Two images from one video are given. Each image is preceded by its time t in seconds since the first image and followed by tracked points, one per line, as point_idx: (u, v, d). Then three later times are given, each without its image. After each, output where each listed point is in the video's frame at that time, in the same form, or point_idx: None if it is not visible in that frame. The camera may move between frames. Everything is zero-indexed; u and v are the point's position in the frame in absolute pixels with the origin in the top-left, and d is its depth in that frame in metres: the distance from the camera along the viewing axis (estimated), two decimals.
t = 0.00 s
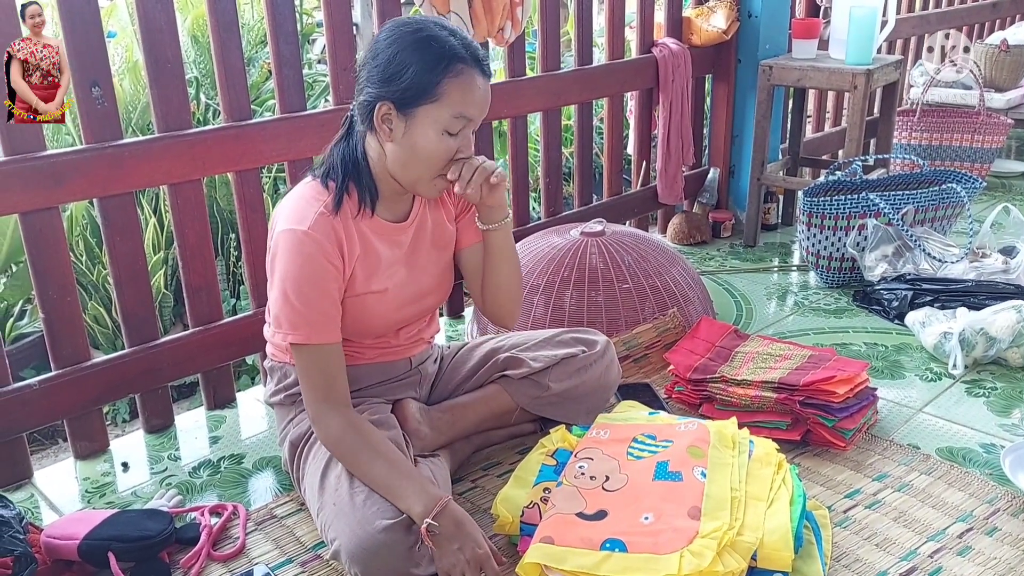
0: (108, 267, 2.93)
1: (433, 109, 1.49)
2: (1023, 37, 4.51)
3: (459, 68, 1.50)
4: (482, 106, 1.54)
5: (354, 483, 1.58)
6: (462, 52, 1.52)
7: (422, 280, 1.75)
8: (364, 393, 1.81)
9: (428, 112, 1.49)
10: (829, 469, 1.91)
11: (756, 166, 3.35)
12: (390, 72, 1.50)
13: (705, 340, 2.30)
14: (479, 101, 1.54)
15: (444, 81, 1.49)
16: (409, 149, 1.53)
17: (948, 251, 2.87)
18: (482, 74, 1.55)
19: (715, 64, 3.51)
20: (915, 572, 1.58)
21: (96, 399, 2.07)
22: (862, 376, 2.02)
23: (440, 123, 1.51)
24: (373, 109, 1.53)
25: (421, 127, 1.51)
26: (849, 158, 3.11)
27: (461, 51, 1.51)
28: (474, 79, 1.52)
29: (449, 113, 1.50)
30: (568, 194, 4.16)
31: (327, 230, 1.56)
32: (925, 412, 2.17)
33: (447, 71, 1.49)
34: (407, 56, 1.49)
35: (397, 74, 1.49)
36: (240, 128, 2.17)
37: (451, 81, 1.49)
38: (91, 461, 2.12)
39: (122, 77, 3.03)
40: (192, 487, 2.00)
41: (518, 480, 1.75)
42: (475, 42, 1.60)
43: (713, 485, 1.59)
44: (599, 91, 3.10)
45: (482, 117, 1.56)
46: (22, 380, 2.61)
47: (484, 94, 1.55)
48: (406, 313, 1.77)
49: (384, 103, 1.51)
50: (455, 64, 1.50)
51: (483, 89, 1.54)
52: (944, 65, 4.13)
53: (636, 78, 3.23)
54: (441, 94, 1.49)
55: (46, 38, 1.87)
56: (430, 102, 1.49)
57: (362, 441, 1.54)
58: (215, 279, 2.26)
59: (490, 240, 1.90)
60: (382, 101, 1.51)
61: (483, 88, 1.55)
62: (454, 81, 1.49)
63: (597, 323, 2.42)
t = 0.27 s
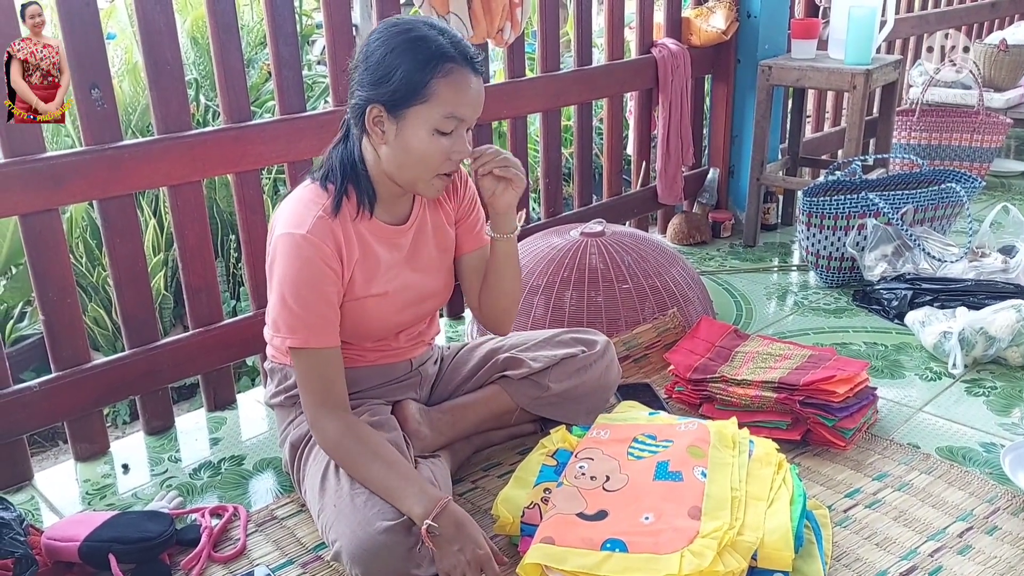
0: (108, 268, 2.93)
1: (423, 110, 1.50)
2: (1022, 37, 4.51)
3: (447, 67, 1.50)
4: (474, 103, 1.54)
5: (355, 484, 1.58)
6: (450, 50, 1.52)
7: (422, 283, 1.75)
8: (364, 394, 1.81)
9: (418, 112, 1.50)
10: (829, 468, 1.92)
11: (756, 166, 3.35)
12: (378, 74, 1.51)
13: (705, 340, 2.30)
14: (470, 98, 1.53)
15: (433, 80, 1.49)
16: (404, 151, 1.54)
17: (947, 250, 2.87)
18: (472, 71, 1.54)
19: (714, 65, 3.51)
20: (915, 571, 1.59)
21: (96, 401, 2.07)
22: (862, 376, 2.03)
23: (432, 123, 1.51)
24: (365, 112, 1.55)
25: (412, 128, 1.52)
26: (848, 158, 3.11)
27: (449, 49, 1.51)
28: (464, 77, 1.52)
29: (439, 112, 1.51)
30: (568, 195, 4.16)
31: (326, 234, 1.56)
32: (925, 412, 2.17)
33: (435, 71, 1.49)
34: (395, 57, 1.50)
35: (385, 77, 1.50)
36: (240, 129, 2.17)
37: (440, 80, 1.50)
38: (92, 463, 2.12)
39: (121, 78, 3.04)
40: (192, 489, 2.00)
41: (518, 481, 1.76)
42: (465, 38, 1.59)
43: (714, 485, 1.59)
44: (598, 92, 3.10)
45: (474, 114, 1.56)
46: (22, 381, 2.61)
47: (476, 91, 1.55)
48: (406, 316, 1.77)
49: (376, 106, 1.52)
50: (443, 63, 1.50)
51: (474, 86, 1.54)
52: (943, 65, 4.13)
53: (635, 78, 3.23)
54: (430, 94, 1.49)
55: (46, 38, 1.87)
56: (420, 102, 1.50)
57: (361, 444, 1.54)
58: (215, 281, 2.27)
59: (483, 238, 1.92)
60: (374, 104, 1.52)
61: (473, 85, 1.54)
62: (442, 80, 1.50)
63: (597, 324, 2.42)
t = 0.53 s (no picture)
0: (109, 268, 2.94)
1: (414, 106, 1.50)
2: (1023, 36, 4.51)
3: (437, 62, 1.50)
4: (467, 97, 1.53)
5: (356, 483, 1.59)
6: (440, 45, 1.51)
7: (423, 282, 1.75)
8: (365, 394, 1.81)
9: (410, 108, 1.50)
10: (830, 468, 1.92)
11: (757, 165, 3.35)
12: (369, 73, 1.52)
13: (706, 340, 2.30)
14: (463, 92, 1.53)
15: (422, 76, 1.49)
16: (399, 149, 1.54)
17: (948, 250, 2.87)
18: (464, 64, 1.53)
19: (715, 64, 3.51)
20: (916, 571, 1.59)
21: (97, 401, 2.08)
22: (864, 375, 2.02)
23: (424, 119, 1.51)
24: (360, 111, 1.56)
25: (405, 125, 1.52)
26: (849, 158, 3.11)
27: (438, 43, 1.51)
28: (454, 71, 1.51)
29: (431, 107, 1.50)
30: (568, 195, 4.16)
31: (327, 232, 1.56)
32: (926, 411, 2.17)
33: (423, 66, 1.49)
34: (385, 55, 1.50)
35: (376, 75, 1.51)
36: (241, 129, 2.18)
37: (429, 75, 1.49)
38: (94, 463, 2.13)
39: (122, 79, 3.05)
40: (194, 488, 2.00)
41: (519, 481, 1.76)
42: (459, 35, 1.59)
43: (714, 485, 1.59)
44: (599, 91, 3.10)
45: (469, 108, 1.55)
46: (24, 381, 2.61)
47: (470, 84, 1.54)
48: (407, 316, 1.77)
49: (369, 104, 1.53)
50: (432, 58, 1.50)
51: (466, 80, 1.53)
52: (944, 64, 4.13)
53: (636, 78, 3.23)
54: (420, 90, 1.49)
55: (46, 38, 1.87)
56: (410, 99, 1.50)
57: (362, 443, 1.54)
58: (216, 280, 2.26)
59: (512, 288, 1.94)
60: (367, 102, 1.54)
61: (465, 79, 1.53)
62: (432, 75, 1.49)
63: (598, 324, 2.42)
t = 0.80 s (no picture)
0: (111, 268, 2.94)
1: (411, 104, 1.50)
2: None
3: (432, 58, 1.50)
4: (465, 91, 1.53)
5: (358, 482, 1.59)
6: (434, 40, 1.51)
7: (427, 282, 1.75)
8: (368, 393, 1.81)
9: (408, 106, 1.51)
10: (833, 468, 1.91)
11: (759, 165, 3.35)
12: (366, 72, 1.53)
13: (708, 340, 2.30)
14: (460, 87, 1.52)
15: (418, 73, 1.49)
16: (399, 148, 1.55)
17: (951, 250, 2.87)
18: (460, 58, 1.53)
19: (718, 64, 3.51)
20: (919, 571, 1.58)
21: (99, 400, 2.08)
22: (866, 375, 2.02)
23: (423, 116, 1.51)
24: (359, 113, 1.57)
25: (404, 123, 1.52)
26: (852, 157, 3.10)
27: (431, 39, 1.50)
28: (449, 65, 1.51)
29: (428, 104, 1.50)
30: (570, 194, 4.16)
31: (330, 231, 1.56)
32: (928, 411, 2.17)
33: (418, 63, 1.49)
34: (379, 55, 1.51)
35: (372, 75, 1.52)
36: (243, 129, 2.18)
37: (425, 71, 1.49)
38: (96, 462, 2.13)
39: (125, 78, 3.06)
40: (196, 488, 2.00)
41: (520, 479, 1.76)
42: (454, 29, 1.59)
43: (714, 475, 1.59)
44: (601, 91, 3.10)
45: (468, 102, 1.55)
46: (26, 381, 2.61)
47: (467, 78, 1.54)
48: (410, 316, 1.77)
49: (367, 105, 1.54)
50: (426, 54, 1.50)
51: (463, 74, 1.53)
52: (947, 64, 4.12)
53: (638, 78, 3.22)
54: (417, 87, 1.50)
55: (46, 38, 1.86)
56: (407, 97, 1.50)
57: (364, 442, 1.54)
58: (219, 280, 2.27)
59: (523, 308, 1.88)
60: (365, 103, 1.54)
61: (462, 74, 1.53)
62: (427, 72, 1.49)
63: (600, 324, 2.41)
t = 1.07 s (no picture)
0: (112, 268, 2.94)
1: (392, 100, 1.52)
2: None
3: (407, 51, 1.51)
4: (446, 81, 1.53)
5: (357, 482, 1.59)
6: (409, 34, 1.52)
7: (431, 283, 1.75)
8: (368, 394, 1.81)
9: (390, 102, 1.52)
10: (833, 468, 1.91)
11: (759, 165, 3.35)
12: (348, 75, 1.56)
13: (708, 340, 2.30)
14: (441, 77, 1.52)
15: (394, 67, 1.51)
16: (390, 146, 1.56)
17: (951, 250, 2.87)
18: (439, 48, 1.53)
19: (718, 64, 3.51)
20: (918, 571, 1.58)
21: (100, 400, 2.08)
22: (866, 375, 2.02)
23: (405, 110, 1.52)
24: (351, 116, 1.59)
25: (389, 120, 1.53)
26: (852, 157, 3.10)
27: (406, 32, 1.52)
28: (427, 56, 1.51)
29: (408, 97, 1.51)
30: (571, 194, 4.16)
31: (336, 228, 1.56)
32: (928, 411, 2.17)
33: (393, 58, 1.51)
34: (358, 56, 1.54)
35: (353, 76, 1.55)
36: (243, 129, 2.18)
37: (401, 65, 1.51)
38: (96, 462, 2.13)
39: (125, 78, 3.06)
40: (196, 487, 2.00)
41: (520, 478, 1.76)
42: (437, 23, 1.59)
43: (714, 476, 1.59)
44: (602, 91, 3.10)
45: (453, 93, 1.54)
46: (27, 380, 2.62)
47: (449, 69, 1.54)
48: (414, 316, 1.77)
49: (354, 107, 1.56)
50: (401, 48, 1.51)
51: (445, 65, 1.53)
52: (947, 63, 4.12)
53: (638, 78, 3.22)
54: (396, 82, 1.51)
55: (46, 38, 1.86)
56: (388, 93, 1.52)
57: (364, 441, 1.54)
58: (219, 279, 2.27)
59: (513, 309, 1.90)
60: (352, 105, 1.57)
61: (442, 64, 1.53)
62: (404, 65, 1.51)
63: (600, 324, 2.41)
